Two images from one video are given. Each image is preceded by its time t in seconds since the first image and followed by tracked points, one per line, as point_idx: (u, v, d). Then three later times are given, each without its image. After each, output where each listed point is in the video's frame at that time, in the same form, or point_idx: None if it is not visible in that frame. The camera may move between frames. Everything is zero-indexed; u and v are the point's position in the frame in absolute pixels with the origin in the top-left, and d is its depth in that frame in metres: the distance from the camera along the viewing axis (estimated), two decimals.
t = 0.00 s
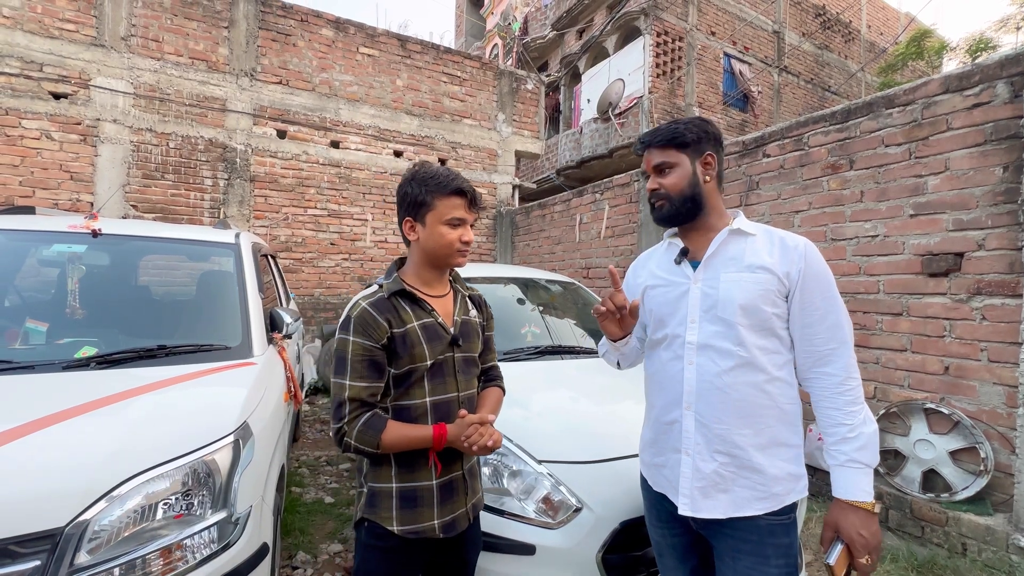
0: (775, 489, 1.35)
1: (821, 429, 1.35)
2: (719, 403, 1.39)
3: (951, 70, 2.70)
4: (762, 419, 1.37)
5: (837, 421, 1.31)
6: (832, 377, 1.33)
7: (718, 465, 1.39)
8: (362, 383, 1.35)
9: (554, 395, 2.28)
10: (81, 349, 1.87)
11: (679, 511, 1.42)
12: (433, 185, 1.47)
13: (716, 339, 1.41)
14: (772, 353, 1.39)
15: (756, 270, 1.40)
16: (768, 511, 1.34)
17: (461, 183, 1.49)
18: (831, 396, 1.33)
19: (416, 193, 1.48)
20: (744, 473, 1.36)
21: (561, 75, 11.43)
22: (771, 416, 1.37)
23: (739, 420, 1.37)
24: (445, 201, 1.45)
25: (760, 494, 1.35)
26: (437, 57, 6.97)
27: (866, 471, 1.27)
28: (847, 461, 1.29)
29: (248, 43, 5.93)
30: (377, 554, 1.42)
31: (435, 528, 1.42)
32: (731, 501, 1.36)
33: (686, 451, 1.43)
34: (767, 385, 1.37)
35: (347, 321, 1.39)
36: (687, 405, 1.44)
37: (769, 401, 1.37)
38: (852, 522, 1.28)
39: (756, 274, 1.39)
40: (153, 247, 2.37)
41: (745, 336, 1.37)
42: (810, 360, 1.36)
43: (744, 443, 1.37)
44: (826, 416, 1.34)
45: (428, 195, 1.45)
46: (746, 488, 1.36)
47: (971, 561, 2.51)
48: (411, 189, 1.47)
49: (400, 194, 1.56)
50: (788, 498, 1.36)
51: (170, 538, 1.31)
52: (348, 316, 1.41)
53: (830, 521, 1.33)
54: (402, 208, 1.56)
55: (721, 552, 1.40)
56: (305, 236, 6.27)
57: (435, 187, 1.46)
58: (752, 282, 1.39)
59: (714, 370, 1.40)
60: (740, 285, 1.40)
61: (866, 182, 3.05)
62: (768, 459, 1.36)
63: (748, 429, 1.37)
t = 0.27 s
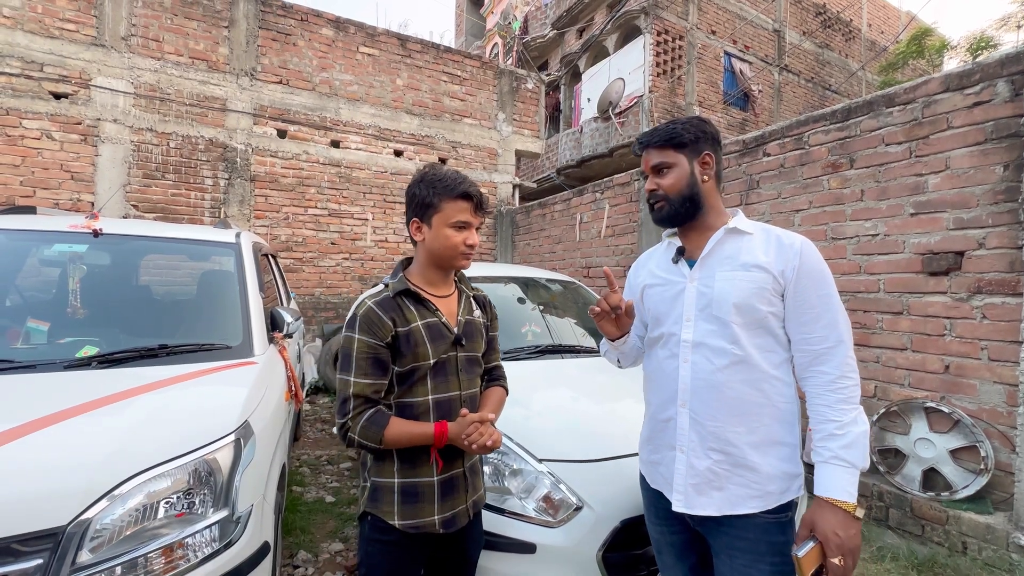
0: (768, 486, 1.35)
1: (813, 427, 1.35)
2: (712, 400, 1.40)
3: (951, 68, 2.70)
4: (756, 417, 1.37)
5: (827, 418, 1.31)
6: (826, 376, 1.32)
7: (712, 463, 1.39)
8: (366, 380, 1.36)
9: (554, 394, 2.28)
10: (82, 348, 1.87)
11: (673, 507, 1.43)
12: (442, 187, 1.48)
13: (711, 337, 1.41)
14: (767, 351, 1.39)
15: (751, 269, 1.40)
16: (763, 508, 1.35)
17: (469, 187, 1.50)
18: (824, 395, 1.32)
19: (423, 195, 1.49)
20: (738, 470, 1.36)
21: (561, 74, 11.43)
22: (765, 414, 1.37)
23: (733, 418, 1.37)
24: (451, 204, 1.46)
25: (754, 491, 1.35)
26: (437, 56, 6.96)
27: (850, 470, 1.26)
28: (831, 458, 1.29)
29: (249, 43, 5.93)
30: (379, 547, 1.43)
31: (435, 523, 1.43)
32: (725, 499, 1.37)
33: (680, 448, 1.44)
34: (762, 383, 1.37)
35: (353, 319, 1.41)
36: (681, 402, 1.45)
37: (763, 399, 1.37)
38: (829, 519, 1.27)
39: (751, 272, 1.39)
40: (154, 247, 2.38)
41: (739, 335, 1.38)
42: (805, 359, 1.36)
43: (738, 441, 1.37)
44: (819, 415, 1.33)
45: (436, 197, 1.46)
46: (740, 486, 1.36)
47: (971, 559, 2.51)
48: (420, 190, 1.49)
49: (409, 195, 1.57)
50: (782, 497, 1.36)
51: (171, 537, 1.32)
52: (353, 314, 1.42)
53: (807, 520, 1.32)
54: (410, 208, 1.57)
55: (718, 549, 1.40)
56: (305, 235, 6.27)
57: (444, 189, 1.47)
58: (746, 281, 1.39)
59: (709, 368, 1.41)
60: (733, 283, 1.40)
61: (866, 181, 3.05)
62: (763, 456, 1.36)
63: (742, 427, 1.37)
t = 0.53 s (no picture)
0: (764, 484, 1.35)
1: (809, 426, 1.35)
2: (708, 398, 1.40)
3: (952, 66, 2.70)
4: (753, 415, 1.37)
5: (823, 417, 1.31)
6: (822, 375, 1.32)
7: (708, 460, 1.39)
8: (367, 376, 1.36)
9: (554, 392, 2.28)
10: (83, 347, 1.87)
11: (669, 504, 1.43)
12: (450, 191, 1.47)
13: (707, 336, 1.41)
14: (763, 350, 1.39)
15: (747, 268, 1.40)
16: (759, 506, 1.35)
17: (478, 196, 1.48)
18: (821, 393, 1.32)
19: (433, 197, 1.48)
20: (734, 468, 1.36)
21: (561, 72, 11.42)
22: (762, 413, 1.37)
23: (729, 416, 1.37)
24: (457, 210, 1.45)
25: (750, 489, 1.35)
26: (437, 55, 6.96)
27: (845, 468, 1.27)
28: (827, 457, 1.29)
29: (249, 42, 5.93)
30: (380, 542, 1.44)
31: (433, 519, 1.43)
32: (721, 496, 1.37)
33: (676, 445, 1.44)
34: (758, 381, 1.37)
35: (356, 316, 1.42)
36: (677, 400, 1.45)
37: (759, 397, 1.37)
38: (827, 518, 1.28)
39: (748, 271, 1.39)
40: (155, 246, 2.38)
41: (736, 333, 1.37)
42: (802, 357, 1.36)
43: (734, 439, 1.37)
44: (815, 414, 1.33)
45: (443, 201, 1.46)
46: (736, 483, 1.36)
47: (971, 557, 2.52)
48: (428, 192, 1.49)
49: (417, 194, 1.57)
50: (778, 494, 1.36)
51: (172, 535, 1.32)
52: (357, 311, 1.43)
53: (804, 518, 1.33)
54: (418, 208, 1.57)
55: (715, 546, 1.41)
56: (306, 234, 6.26)
57: (452, 193, 1.47)
58: (743, 280, 1.39)
59: (705, 366, 1.41)
60: (730, 282, 1.40)
61: (867, 179, 3.04)
62: (759, 454, 1.36)
63: (738, 425, 1.37)
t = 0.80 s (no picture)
0: (764, 482, 1.35)
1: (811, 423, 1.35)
2: (709, 397, 1.39)
3: (953, 64, 2.69)
4: (753, 414, 1.37)
5: (827, 416, 1.31)
6: (823, 373, 1.33)
7: (708, 458, 1.39)
8: (369, 375, 1.37)
9: (554, 391, 2.28)
10: (83, 347, 1.87)
11: (669, 503, 1.43)
12: (461, 196, 1.47)
13: (707, 335, 1.41)
14: (763, 349, 1.39)
15: (747, 267, 1.39)
16: (759, 503, 1.35)
17: (487, 201, 1.48)
18: (822, 392, 1.32)
19: (443, 199, 1.49)
20: (734, 466, 1.36)
21: (561, 71, 11.41)
22: (762, 411, 1.38)
23: (729, 415, 1.37)
24: (466, 215, 1.45)
25: (750, 487, 1.35)
26: (437, 53, 6.95)
27: (856, 466, 1.27)
28: (836, 456, 1.29)
29: (248, 40, 5.92)
30: (379, 537, 1.44)
31: (428, 516, 1.43)
32: (721, 494, 1.37)
33: (676, 444, 1.44)
34: (759, 380, 1.37)
35: (361, 315, 1.42)
36: (677, 399, 1.45)
37: (760, 395, 1.37)
38: (841, 515, 1.29)
39: (747, 270, 1.39)
40: (154, 245, 2.38)
41: (736, 332, 1.37)
42: (801, 356, 1.36)
43: (734, 437, 1.37)
44: (817, 412, 1.34)
45: (453, 205, 1.46)
46: (737, 481, 1.36)
47: (971, 556, 2.52)
48: (438, 195, 1.49)
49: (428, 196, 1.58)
50: (778, 492, 1.36)
51: (173, 534, 1.32)
52: (362, 310, 1.44)
53: (819, 514, 1.34)
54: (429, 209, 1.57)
55: (714, 544, 1.41)
56: (306, 233, 6.26)
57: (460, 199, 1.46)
58: (742, 279, 1.39)
59: (705, 365, 1.40)
60: (730, 281, 1.40)
61: (867, 177, 3.04)
62: (760, 453, 1.37)
63: (739, 424, 1.37)
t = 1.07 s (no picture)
0: (763, 480, 1.36)
1: (810, 421, 1.35)
2: (709, 395, 1.39)
3: (952, 63, 2.69)
4: (752, 412, 1.37)
5: (825, 414, 1.31)
6: (822, 371, 1.33)
7: (708, 456, 1.39)
8: (373, 374, 1.37)
9: (553, 390, 2.28)
10: (81, 345, 1.87)
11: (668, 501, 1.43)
12: (446, 185, 1.51)
13: (708, 333, 1.41)
14: (763, 347, 1.39)
15: (748, 265, 1.40)
16: (757, 501, 1.35)
17: (473, 182, 1.53)
18: (820, 390, 1.33)
19: (429, 195, 1.52)
20: (734, 464, 1.37)
21: (561, 70, 11.40)
22: (761, 409, 1.38)
23: (729, 413, 1.37)
24: (456, 200, 1.49)
25: (749, 485, 1.36)
26: (436, 52, 6.94)
27: (852, 463, 1.28)
28: (834, 453, 1.29)
29: (247, 39, 5.91)
30: (380, 535, 1.44)
31: (430, 514, 1.43)
32: (720, 492, 1.37)
33: (676, 442, 1.44)
34: (758, 378, 1.37)
35: (364, 314, 1.42)
36: (677, 397, 1.45)
37: (759, 393, 1.37)
38: (838, 513, 1.29)
39: (748, 269, 1.39)
40: (153, 244, 2.37)
41: (736, 330, 1.37)
42: (800, 354, 1.36)
43: (734, 435, 1.37)
44: (815, 411, 1.34)
45: (441, 195, 1.49)
46: (736, 479, 1.36)
47: (969, 554, 2.52)
48: (424, 192, 1.53)
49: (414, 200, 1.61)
50: (776, 489, 1.36)
51: (172, 532, 1.32)
52: (365, 309, 1.43)
53: (817, 511, 1.34)
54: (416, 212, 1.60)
55: (713, 542, 1.41)
56: (305, 233, 6.25)
57: (448, 187, 1.51)
58: (743, 277, 1.39)
59: (705, 363, 1.40)
60: (731, 279, 1.40)
61: (867, 176, 3.04)
62: (759, 451, 1.37)
63: (738, 422, 1.37)
